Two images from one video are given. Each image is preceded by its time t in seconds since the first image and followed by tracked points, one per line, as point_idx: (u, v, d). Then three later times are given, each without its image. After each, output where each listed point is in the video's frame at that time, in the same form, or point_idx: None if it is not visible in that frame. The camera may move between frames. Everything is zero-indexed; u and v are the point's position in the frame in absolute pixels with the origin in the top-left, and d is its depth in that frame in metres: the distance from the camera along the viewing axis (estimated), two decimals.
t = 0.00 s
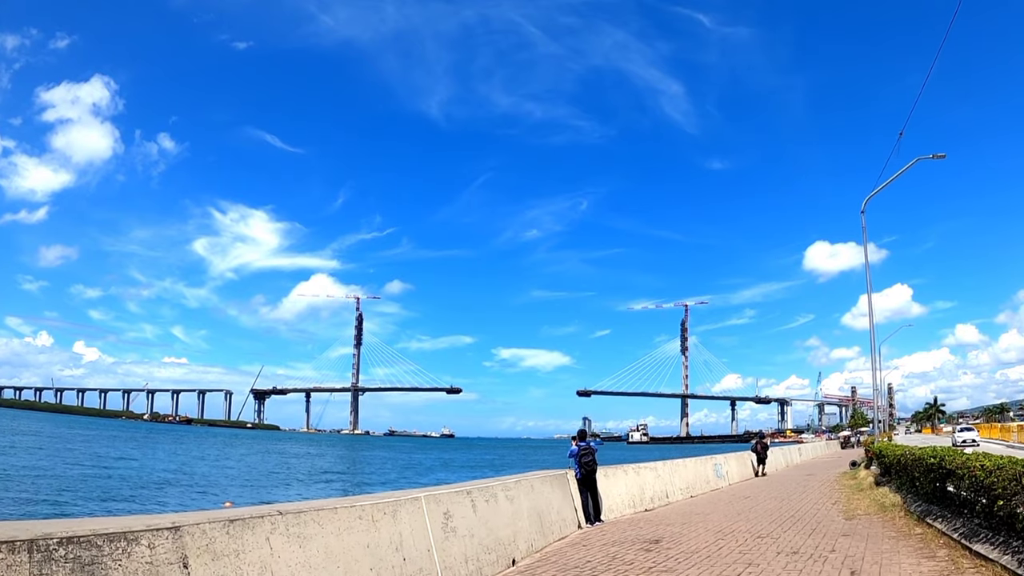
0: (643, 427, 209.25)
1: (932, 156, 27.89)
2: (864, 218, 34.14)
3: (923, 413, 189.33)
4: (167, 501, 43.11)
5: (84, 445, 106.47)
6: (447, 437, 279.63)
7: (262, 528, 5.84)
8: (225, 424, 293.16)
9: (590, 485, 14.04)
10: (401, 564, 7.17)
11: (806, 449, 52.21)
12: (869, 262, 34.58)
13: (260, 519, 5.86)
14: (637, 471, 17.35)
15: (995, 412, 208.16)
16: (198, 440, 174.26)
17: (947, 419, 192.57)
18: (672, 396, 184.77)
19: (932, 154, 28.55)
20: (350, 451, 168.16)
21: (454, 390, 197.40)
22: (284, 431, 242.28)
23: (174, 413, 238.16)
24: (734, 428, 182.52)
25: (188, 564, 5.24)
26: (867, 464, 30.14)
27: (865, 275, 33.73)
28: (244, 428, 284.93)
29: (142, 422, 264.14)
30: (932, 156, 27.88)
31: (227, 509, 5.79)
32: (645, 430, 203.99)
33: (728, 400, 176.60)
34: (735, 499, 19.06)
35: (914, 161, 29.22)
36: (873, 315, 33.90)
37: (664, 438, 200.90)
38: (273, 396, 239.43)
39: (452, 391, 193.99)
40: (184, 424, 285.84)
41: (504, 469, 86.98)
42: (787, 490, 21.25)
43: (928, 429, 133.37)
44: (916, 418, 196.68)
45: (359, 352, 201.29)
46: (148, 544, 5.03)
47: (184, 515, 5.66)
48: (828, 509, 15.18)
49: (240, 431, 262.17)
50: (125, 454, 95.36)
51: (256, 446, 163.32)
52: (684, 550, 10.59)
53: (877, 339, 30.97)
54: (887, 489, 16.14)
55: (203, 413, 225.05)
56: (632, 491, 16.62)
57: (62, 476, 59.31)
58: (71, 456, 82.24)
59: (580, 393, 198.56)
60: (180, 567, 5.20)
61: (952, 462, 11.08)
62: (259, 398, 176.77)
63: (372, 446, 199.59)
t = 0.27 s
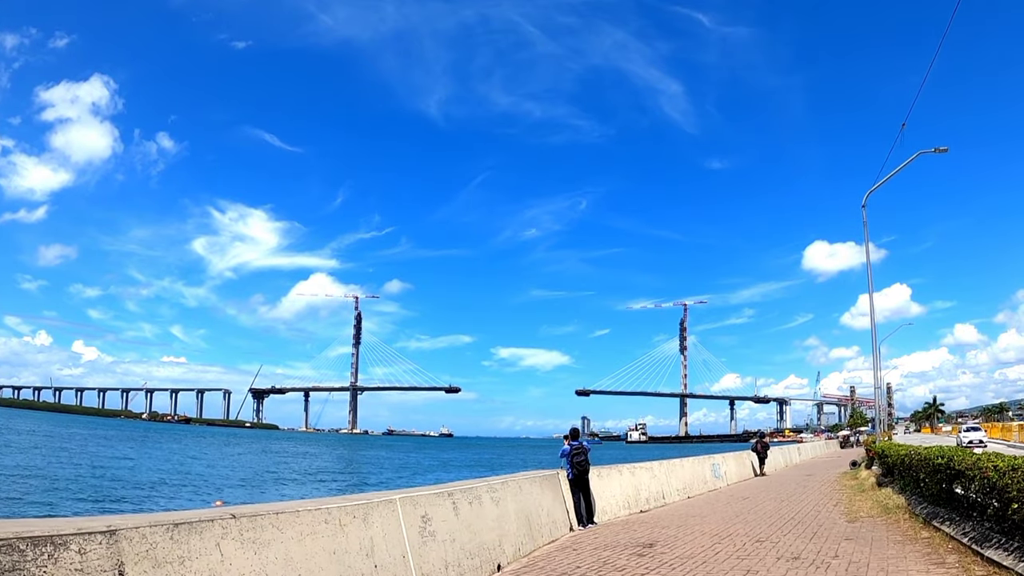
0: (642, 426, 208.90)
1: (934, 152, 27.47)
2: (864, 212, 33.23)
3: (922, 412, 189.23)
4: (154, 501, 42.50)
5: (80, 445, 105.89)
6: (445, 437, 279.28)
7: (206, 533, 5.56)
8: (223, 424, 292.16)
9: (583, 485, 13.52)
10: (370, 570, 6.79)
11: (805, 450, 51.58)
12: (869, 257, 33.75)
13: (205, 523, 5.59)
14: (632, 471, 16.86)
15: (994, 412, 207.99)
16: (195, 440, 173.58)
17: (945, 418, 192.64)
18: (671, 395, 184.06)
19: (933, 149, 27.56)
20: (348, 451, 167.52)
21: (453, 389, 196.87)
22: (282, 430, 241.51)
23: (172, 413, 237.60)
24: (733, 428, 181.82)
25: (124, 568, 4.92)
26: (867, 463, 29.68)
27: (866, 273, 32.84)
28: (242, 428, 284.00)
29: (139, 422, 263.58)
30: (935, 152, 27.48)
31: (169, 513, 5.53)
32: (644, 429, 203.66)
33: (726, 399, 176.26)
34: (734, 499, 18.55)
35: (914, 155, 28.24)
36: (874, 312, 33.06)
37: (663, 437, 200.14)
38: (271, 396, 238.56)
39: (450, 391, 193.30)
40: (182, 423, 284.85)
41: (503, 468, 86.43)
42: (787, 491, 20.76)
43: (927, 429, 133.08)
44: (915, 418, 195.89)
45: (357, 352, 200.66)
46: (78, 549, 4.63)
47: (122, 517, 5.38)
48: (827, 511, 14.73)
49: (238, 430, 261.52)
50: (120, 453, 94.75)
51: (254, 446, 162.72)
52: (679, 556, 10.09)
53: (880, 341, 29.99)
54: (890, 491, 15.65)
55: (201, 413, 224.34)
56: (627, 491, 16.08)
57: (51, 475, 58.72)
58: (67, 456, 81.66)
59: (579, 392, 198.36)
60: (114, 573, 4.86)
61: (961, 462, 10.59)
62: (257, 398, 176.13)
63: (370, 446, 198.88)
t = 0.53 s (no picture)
0: (642, 425, 208.38)
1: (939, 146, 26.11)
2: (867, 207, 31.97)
3: (922, 411, 188.57)
4: (144, 501, 42.23)
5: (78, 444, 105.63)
6: (445, 435, 278.78)
7: (148, 539, 5.24)
8: (223, 424, 292.04)
9: (575, 487, 13.01)
10: None
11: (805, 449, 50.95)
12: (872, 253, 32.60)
13: (148, 528, 5.28)
14: (628, 472, 16.38)
15: (995, 412, 207.41)
16: (194, 439, 173.47)
17: (945, 418, 192.19)
18: (671, 395, 183.54)
19: (938, 144, 26.20)
20: (347, 450, 167.17)
21: (452, 388, 196.51)
22: (282, 430, 241.42)
23: (171, 412, 237.31)
24: (733, 428, 181.26)
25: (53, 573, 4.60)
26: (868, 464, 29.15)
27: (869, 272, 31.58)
28: (242, 428, 283.86)
29: (138, 421, 263.52)
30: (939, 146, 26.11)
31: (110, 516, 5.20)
32: (643, 429, 203.20)
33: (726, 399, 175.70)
34: (732, 501, 18.02)
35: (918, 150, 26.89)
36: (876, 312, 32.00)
37: (664, 437, 199.63)
38: (271, 395, 238.40)
39: (450, 391, 192.93)
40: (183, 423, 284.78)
41: (502, 469, 85.95)
42: (787, 493, 20.24)
43: (928, 429, 132.48)
44: (916, 419, 195.31)
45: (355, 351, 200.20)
46: None
47: (59, 520, 5.08)
48: (830, 513, 14.27)
49: (237, 429, 261.32)
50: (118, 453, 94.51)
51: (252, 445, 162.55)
52: (674, 561, 9.59)
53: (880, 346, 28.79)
54: (894, 493, 15.13)
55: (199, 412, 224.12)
56: (622, 493, 15.58)
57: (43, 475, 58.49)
58: (63, 455, 81.47)
59: (578, 391, 197.90)
60: None
61: (971, 463, 10.12)
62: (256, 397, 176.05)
63: (370, 445, 198.63)
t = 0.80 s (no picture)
0: (641, 426, 207.83)
1: (939, 140, 25.46)
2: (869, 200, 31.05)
3: (923, 411, 188.05)
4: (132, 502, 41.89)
5: (75, 444, 105.34)
6: (445, 435, 278.40)
7: (85, 546, 4.83)
8: (223, 424, 291.90)
9: (569, 488, 12.45)
10: None
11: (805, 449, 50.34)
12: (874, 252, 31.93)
13: (85, 532, 4.86)
14: (624, 473, 15.89)
15: (995, 412, 206.85)
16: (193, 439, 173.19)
17: (946, 418, 191.63)
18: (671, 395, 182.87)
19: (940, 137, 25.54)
20: (345, 450, 166.79)
21: (452, 389, 196.09)
22: (282, 430, 241.22)
23: (170, 412, 237.12)
24: (733, 428, 180.66)
25: None
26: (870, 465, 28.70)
27: (870, 269, 30.84)
28: (242, 428, 283.79)
29: (137, 421, 263.34)
30: (939, 140, 25.47)
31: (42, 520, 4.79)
32: (643, 429, 202.69)
33: (726, 399, 175.19)
34: (730, 503, 17.52)
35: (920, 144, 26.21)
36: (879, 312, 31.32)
37: (664, 437, 199.01)
38: (271, 396, 238.08)
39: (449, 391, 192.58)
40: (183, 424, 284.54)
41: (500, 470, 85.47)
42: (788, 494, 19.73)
43: (928, 429, 131.92)
44: (915, 418, 194.55)
45: (355, 351, 199.78)
46: None
47: None
48: (832, 516, 13.76)
49: (237, 429, 261.07)
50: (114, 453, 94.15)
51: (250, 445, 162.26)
52: (669, 570, 9.07)
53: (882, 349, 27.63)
54: (898, 495, 14.59)
55: (198, 411, 223.89)
56: (617, 496, 15.06)
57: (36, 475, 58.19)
58: (58, 455, 81.17)
59: (578, 392, 197.44)
60: None
61: (980, 465, 9.63)
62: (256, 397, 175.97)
63: (369, 446, 198.27)
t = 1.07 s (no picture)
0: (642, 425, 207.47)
1: (943, 131, 25.50)
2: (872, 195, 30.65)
3: (923, 411, 187.76)
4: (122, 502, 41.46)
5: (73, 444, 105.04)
6: (445, 435, 278.21)
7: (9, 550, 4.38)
8: (224, 424, 291.60)
9: (559, 490, 11.94)
10: None
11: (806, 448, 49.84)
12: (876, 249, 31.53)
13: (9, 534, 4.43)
14: (620, 474, 15.38)
15: (996, 412, 206.46)
16: (191, 439, 172.79)
17: (947, 418, 191.24)
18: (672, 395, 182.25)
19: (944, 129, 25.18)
20: (345, 450, 166.48)
21: (452, 389, 195.82)
22: (282, 430, 240.87)
23: (170, 412, 236.93)
24: (734, 427, 180.02)
25: None
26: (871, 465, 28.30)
27: (873, 272, 31.43)
28: (242, 428, 283.52)
29: (137, 421, 263.26)
30: (943, 130, 25.50)
31: None
32: (643, 429, 202.35)
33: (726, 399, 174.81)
34: (730, 505, 17.02)
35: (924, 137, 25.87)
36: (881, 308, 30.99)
37: (665, 437, 198.37)
38: (272, 396, 237.65)
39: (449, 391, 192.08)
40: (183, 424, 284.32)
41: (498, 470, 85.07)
42: (788, 495, 19.24)
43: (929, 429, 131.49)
44: (916, 417, 193.84)
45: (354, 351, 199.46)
46: None
47: None
48: (834, 518, 13.24)
49: (237, 429, 260.78)
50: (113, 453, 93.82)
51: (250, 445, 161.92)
52: None
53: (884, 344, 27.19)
54: (902, 497, 14.10)
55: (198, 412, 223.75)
56: (612, 497, 14.56)
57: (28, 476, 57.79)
58: (54, 455, 80.81)
59: (578, 392, 197.08)
60: None
61: (992, 466, 9.12)
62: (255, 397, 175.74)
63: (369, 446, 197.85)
